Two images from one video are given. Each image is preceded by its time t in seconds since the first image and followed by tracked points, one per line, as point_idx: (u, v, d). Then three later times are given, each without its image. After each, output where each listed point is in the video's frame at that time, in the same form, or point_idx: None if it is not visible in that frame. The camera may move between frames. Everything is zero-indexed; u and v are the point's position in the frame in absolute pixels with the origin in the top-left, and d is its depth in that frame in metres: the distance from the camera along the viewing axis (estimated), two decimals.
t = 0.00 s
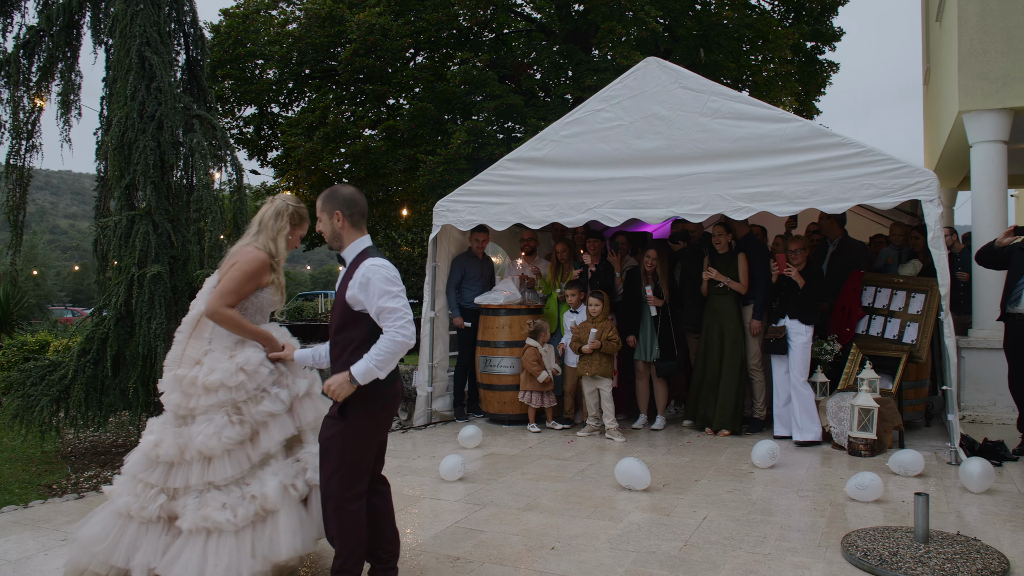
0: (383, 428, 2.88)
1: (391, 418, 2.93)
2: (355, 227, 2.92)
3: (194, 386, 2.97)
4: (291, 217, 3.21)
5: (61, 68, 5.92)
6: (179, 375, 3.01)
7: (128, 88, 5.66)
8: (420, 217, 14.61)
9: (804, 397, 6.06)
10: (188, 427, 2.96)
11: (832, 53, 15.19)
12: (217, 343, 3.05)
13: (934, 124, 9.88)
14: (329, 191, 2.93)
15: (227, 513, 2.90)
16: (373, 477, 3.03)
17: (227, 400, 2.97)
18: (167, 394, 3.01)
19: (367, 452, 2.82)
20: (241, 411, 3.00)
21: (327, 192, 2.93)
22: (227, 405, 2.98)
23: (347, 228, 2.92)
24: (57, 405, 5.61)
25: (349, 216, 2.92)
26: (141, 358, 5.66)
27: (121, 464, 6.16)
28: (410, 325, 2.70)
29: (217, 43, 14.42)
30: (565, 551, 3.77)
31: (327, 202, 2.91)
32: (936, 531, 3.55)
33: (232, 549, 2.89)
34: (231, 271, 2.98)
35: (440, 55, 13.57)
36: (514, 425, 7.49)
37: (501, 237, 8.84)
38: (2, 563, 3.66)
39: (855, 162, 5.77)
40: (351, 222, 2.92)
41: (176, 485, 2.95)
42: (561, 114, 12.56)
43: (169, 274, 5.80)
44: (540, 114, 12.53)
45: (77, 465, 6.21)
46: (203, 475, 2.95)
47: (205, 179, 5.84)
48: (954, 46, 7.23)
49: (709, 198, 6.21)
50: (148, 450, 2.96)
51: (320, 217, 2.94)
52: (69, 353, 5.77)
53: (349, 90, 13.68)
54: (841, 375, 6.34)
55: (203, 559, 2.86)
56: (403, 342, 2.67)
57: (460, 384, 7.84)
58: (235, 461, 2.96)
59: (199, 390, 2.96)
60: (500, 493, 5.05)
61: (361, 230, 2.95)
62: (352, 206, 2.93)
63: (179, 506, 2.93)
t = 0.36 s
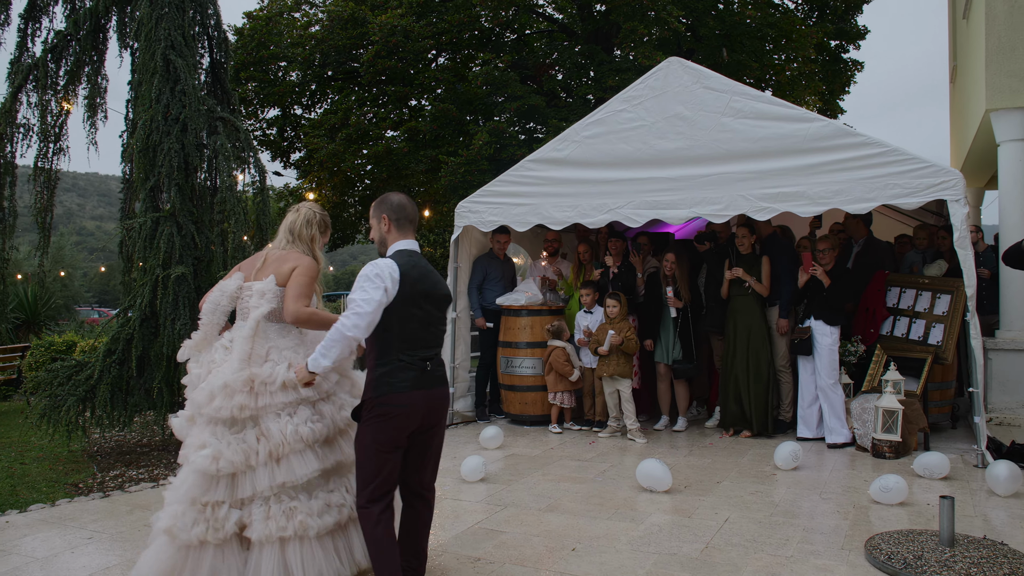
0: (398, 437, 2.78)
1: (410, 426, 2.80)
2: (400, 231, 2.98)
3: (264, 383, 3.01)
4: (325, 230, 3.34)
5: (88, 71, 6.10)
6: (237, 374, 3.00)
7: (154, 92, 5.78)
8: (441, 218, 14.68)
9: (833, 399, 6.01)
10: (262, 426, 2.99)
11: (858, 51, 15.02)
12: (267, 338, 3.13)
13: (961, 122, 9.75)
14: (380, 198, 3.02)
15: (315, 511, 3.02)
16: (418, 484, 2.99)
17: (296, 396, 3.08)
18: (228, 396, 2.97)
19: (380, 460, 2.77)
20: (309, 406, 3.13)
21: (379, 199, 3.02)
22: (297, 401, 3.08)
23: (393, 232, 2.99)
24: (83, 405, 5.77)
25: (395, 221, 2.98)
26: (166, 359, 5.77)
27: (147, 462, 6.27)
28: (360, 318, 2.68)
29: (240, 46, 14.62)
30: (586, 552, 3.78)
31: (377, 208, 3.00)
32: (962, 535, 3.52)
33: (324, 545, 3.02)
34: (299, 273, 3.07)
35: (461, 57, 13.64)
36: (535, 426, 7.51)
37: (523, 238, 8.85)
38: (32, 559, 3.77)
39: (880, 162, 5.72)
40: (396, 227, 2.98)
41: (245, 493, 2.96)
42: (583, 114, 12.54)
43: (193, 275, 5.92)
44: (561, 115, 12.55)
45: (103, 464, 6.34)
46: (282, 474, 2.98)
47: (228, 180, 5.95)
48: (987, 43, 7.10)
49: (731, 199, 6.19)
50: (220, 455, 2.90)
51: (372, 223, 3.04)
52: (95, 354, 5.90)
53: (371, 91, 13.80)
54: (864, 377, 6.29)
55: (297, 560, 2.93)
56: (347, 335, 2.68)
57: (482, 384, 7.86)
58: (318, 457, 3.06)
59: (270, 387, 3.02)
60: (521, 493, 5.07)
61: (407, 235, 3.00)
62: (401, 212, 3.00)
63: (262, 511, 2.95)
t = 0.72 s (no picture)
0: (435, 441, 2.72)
1: (445, 428, 2.72)
2: (448, 225, 2.92)
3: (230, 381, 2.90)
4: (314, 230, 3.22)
5: (96, 73, 6.13)
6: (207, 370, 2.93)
7: (161, 93, 5.81)
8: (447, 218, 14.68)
9: (839, 400, 5.99)
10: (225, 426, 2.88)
11: (864, 51, 14.98)
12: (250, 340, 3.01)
13: (967, 122, 9.72)
14: (435, 192, 2.98)
15: (270, 519, 2.83)
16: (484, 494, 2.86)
17: (259, 400, 2.96)
18: (199, 394, 2.91)
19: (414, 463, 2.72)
20: (276, 410, 3.00)
21: (433, 193, 2.98)
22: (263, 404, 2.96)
23: (443, 225, 2.92)
24: (91, 404, 5.78)
25: (447, 215, 2.93)
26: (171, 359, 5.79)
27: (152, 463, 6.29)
28: (384, 327, 2.67)
29: (247, 47, 14.67)
30: (591, 553, 3.78)
31: (432, 200, 2.96)
32: (969, 536, 3.51)
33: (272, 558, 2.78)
34: (300, 280, 3.00)
35: (467, 57, 13.66)
36: (540, 426, 7.49)
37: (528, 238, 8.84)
38: (39, 558, 3.78)
39: (887, 162, 5.70)
40: (446, 220, 2.92)
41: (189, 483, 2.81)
42: (588, 114, 12.56)
43: (199, 275, 5.94)
44: (566, 115, 12.56)
45: (110, 464, 6.36)
46: (246, 473, 2.89)
47: (235, 181, 5.97)
48: (994, 42, 7.08)
49: (737, 199, 6.17)
50: (186, 451, 2.85)
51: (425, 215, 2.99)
52: (102, 354, 5.92)
53: (377, 92, 13.82)
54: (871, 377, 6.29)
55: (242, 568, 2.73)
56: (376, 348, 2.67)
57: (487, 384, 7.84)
58: (281, 462, 2.91)
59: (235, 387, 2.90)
60: (525, 493, 5.06)
61: (458, 231, 2.94)
62: (453, 207, 2.95)
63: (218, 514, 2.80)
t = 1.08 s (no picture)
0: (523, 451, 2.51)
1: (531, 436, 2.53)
2: (507, 221, 2.68)
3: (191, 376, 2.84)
4: (287, 220, 3.16)
5: (92, 74, 6.10)
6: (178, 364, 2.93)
7: (156, 93, 5.78)
8: (445, 218, 14.65)
9: (836, 401, 6.00)
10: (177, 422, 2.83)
11: (861, 51, 14.98)
12: (225, 339, 2.95)
13: (965, 122, 9.73)
14: (487, 184, 2.72)
15: (192, 527, 2.67)
16: (515, 505, 2.65)
17: (220, 398, 2.85)
18: (169, 391, 2.90)
19: (504, 475, 2.46)
20: (234, 411, 2.87)
21: (485, 185, 2.72)
22: (219, 403, 2.84)
23: (501, 222, 2.68)
24: (87, 405, 5.76)
25: (505, 210, 2.69)
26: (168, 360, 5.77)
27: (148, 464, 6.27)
28: (511, 334, 2.40)
29: (243, 47, 14.65)
30: (588, 553, 3.77)
31: (485, 193, 2.71)
32: (966, 536, 3.51)
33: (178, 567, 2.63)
34: (275, 262, 2.90)
35: (464, 57, 13.65)
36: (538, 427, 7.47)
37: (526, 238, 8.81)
38: (34, 559, 3.76)
39: (884, 162, 5.70)
40: (505, 216, 2.68)
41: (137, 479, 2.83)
42: (586, 115, 12.55)
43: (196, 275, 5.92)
44: (564, 116, 12.54)
45: (106, 465, 6.33)
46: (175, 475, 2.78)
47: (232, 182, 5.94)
48: (991, 43, 7.08)
49: (734, 199, 6.16)
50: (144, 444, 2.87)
51: (477, 208, 2.72)
52: (98, 354, 5.90)
53: (373, 92, 13.79)
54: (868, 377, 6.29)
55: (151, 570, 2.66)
56: (499, 356, 2.38)
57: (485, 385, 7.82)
58: (205, 470, 2.73)
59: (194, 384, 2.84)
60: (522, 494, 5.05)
61: (513, 228, 2.70)
62: (511, 200, 2.71)
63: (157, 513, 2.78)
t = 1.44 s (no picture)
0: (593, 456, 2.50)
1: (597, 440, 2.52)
2: (549, 222, 2.58)
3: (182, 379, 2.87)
4: (273, 208, 3.18)
5: (95, 76, 6.11)
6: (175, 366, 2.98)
7: (159, 95, 5.80)
8: (447, 219, 14.67)
9: (839, 402, 6.00)
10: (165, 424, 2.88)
11: (863, 52, 14.98)
12: (215, 342, 2.95)
13: (968, 122, 9.73)
14: (525, 182, 2.61)
15: (163, 531, 2.70)
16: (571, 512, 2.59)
17: (198, 402, 2.83)
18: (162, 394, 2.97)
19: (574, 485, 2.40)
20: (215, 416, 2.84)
21: (523, 184, 2.61)
22: (200, 407, 2.82)
23: (543, 224, 2.58)
24: (90, 406, 5.78)
25: (547, 211, 2.58)
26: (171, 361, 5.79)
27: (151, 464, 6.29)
28: (599, 338, 2.34)
29: (246, 49, 14.67)
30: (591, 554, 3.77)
31: (524, 192, 2.60)
32: (970, 537, 3.51)
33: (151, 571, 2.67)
34: (270, 248, 2.90)
35: (466, 58, 13.66)
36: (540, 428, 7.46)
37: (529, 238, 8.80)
38: (39, 559, 3.78)
39: (887, 162, 5.70)
40: (546, 218, 2.58)
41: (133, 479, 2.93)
42: (588, 116, 12.57)
43: (199, 277, 5.93)
44: (566, 117, 12.55)
45: (109, 466, 6.35)
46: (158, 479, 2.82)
47: (235, 183, 5.96)
48: (994, 43, 7.07)
49: (737, 200, 6.15)
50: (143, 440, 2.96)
51: (516, 208, 2.62)
52: (101, 356, 5.92)
53: (376, 93, 13.81)
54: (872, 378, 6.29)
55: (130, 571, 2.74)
56: (595, 362, 2.30)
57: (487, 386, 7.82)
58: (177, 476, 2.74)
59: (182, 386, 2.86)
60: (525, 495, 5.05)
61: (554, 229, 2.59)
62: (553, 200, 2.60)
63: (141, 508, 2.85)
